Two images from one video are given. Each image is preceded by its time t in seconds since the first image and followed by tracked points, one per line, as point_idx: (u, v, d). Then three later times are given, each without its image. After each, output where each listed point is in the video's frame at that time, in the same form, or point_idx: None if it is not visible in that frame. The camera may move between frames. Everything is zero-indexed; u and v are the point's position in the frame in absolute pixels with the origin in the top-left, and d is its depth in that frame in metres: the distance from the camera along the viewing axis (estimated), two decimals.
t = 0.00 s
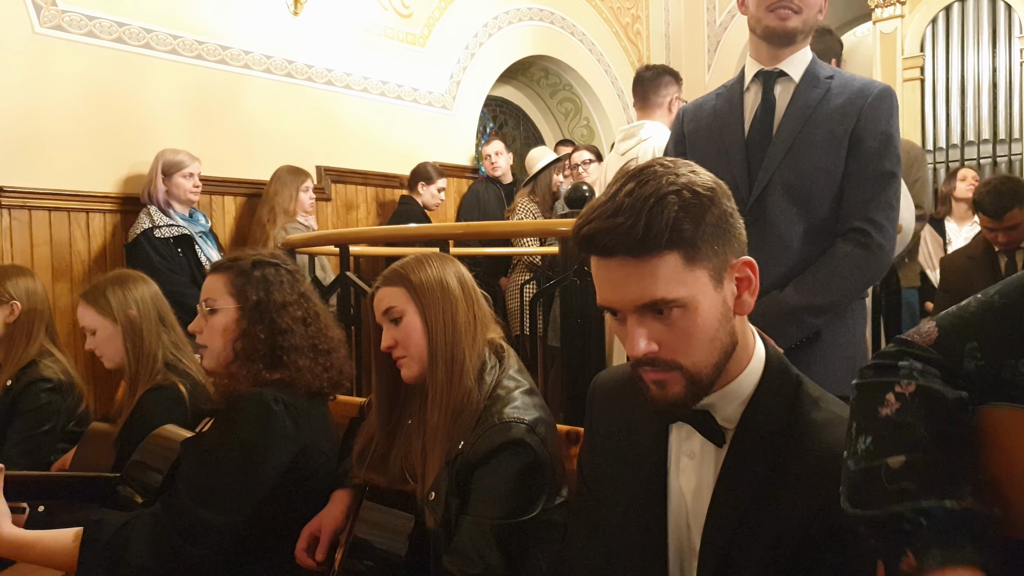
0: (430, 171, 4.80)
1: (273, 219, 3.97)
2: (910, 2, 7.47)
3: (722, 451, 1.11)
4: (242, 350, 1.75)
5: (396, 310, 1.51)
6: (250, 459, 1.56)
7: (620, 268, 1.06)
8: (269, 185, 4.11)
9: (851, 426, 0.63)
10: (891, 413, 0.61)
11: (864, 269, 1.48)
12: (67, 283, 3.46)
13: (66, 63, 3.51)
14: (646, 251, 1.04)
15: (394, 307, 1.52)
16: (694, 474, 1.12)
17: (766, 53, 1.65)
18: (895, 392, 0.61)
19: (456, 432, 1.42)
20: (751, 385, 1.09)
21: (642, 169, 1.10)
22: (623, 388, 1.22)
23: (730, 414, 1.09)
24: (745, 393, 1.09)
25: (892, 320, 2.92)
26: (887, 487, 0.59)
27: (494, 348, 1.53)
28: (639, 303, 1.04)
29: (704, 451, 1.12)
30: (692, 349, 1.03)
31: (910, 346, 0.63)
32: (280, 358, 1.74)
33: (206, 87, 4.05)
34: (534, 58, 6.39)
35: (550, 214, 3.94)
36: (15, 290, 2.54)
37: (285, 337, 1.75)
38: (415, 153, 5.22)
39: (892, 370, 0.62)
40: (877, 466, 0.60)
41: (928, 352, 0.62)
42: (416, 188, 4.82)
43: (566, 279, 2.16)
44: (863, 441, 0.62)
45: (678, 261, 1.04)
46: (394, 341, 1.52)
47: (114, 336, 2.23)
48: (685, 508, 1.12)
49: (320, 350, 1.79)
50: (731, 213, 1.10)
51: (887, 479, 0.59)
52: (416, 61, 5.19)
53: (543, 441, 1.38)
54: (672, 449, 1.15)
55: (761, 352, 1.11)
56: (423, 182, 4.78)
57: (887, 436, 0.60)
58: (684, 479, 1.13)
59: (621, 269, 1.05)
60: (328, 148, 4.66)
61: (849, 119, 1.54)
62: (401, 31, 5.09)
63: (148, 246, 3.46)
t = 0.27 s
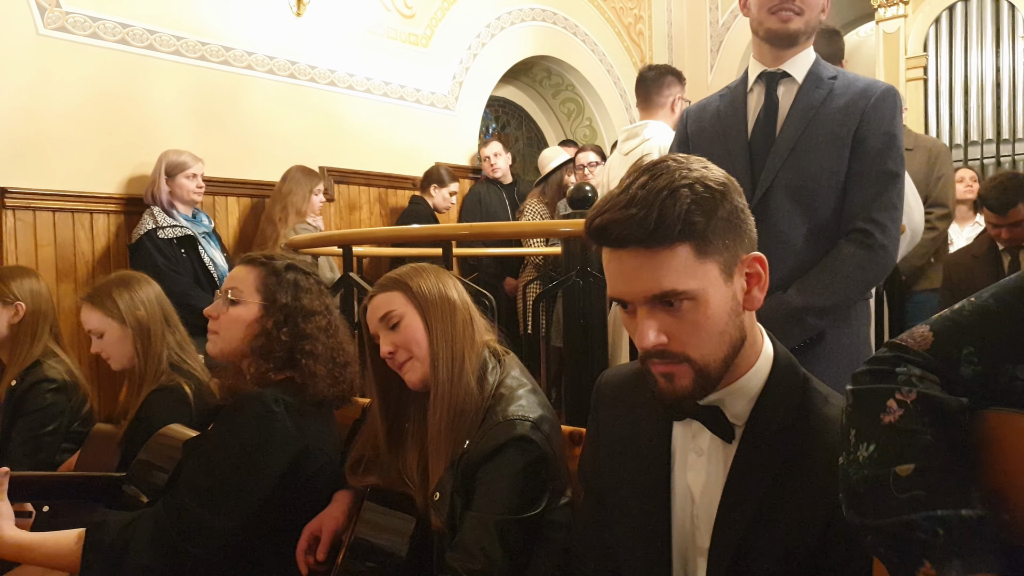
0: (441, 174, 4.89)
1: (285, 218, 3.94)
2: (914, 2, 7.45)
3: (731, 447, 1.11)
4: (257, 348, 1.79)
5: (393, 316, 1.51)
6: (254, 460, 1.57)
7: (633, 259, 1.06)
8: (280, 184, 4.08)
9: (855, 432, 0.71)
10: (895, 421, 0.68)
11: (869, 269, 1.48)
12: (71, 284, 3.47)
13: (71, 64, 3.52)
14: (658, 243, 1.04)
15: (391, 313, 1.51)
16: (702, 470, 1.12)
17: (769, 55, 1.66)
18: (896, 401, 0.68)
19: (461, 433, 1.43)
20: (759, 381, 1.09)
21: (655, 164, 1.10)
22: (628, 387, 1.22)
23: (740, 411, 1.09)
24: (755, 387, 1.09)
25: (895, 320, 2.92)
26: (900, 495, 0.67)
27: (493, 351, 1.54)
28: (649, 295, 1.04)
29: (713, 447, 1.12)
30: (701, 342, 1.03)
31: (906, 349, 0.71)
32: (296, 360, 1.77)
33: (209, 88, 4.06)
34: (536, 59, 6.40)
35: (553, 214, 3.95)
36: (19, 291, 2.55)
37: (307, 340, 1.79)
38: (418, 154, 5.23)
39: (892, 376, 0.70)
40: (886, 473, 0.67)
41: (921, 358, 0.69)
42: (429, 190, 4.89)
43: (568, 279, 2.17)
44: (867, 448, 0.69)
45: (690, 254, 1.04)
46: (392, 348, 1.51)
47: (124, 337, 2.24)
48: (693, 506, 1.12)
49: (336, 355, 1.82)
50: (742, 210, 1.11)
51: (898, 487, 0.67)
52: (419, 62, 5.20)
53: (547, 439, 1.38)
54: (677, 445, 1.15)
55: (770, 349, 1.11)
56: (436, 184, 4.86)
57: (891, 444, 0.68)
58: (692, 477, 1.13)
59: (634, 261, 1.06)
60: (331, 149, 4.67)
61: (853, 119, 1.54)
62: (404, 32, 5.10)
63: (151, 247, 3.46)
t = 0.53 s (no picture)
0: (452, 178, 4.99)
1: (299, 219, 3.93)
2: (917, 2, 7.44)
3: (736, 445, 1.12)
4: (267, 353, 1.83)
5: (392, 323, 1.53)
6: (260, 462, 1.58)
7: (641, 247, 1.07)
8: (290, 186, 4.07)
9: (841, 415, 0.74)
10: (878, 396, 0.72)
11: (869, 271, 1.49)
12: (76, 286, 3.49)
13: (76, 67, 3.54)
14: (667, 232, 1.05)
15: (390, 320, 1.53)
16: (708, 470, 1.14)
17: (770, 58, 1.66)
18: (880, 378, 0.73)
19: (458, 441, 1.43)
20: (763, 380, 1.11)
21: (667, 162, 1.12)
22: (632, 390, 1.24)
23: (745, 410, 1.11)
24: (759, 386, 1.10)
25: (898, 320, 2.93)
26: (886, 461, 0.68)
27: (491, 355, 1.55)
28: (656, 282, 1.05)
29: (717, 446, 1.13)
30: (704, 334, 1.04)
31: (886, 343, 0.75)
32: (308, 369, 1.83)
33: (213, 90, 4.07)
34: (539, 60, 6.41)
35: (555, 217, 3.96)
36: (27, 294, 2.57)
37: (319, 351, 1.83)
38: (420, 156, 5.24)
39: (875, 360, 0.74)
40: (873, 442, 0.69)
41: (903, 349, 0.73)
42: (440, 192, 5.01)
43: (569, 284, 2.17)
44: (853, 425, 0.72)
45: (697, 245, 1.05)
46: (392, 351, 1.53)
47: (135, 337, 2.28)
48: (699, 507, 1.13)
49: (337, 360, 1.85)
50: (749, 209, 1.12)
51: (884, 454, 0.68)
52: (422, 64, 5.21)
53: (546, 446, 1.39)
54: (682, 447, 1.16)
55: (773, 350, 1.12)
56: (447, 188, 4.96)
57: (873, 417, 0.71)
58: (698, 478, 1.14)
59: (643, 249, 1.06)
60: (334, 151, 4.68)
61: (854, 124, 1.55)
62: (406, 34, 5.11)
63: (155, 250, 3.47)
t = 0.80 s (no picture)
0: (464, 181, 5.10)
1: (311, 223, 3.94)
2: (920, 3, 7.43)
3: (744, 449, 1.12)
4: (270, 363, 1.84)
5: (404, 328, 1.53)
6: (266, 469, 1.59)
7: (654, 238, 1.09)
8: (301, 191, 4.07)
9: (842, 442, 0.75)
10: (882, 423, 0.72)
11: (872, 275, 1.49)
12: (82, 289, 3.51)
13: (81, 72, 3.55)
14: (681, 225, 1.07)
15: (403, 324, 1.53)
16: (714, 474, 1.13)
17: (772, 63, 1.67)
18: (881, 404, 0.73)
19: (466, 452, 1.44)
20: (770, 384, 1.11)
21: (686, 163, 1.15)
22: (638, 396, 1.24)
23: (753, 415, 1.11)
24: (766, 390, 1.11)
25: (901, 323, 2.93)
26: (900, 490, 0.70)
27: (501, 365, 1.55)
28: (666, 273, 1.07)
29: (725, 451, 1.13)
30: (712, 330, 1.05)
31: (879, 365, 0.75)
32: (315, 374, 1.84)
33: (217, 94, 4.08)
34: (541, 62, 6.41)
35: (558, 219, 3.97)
36: (32, 298, 2.59)
37: (320, 358, 1.85)
38: (423, 158, 5.25)
39: (871, 385, 0.74)
40: (886, 472, 0.70)
41: (898, 371, 0.73)
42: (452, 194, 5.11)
43: (572, 290, 2.16)
44: (862, 454, 0.73)
45: (710, 240, 1.07)
46: (401, 357, 1.53)
47: (144, 339, 2.30)
48: (706, 511, 1.13)
49: (338, 363, 1.87)
50: (764, 213, 1.13)
51: (897, 485, 0.70)
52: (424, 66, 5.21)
53: (553, 458, 1.39)
54: (687, 451, 1.17)
55: (780, 356, 1.12)
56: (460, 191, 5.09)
57: (882, 446, 0.72)
58: (705, 482, 1.14)
59: (657, 241, 1.08)
60: (337, 154, 4.69)
61: (859, 129, 1.55)
62: (409, 37, 5.11)
63: (161, 253, 3.48)
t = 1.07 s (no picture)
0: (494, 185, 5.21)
1: (334, 227, 3.92)
2: None
3: (773, 462, 1.07)
4: (288, 367, 1.81)
5: (427, 333, 1.49)
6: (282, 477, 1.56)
7: (691, 240, 1.06)
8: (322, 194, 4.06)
9: (873, 481, 0.71)
10: (920, 464, 0.69)
11: (901, 278, 1.44)
12: (105, 293, 3.57)
13: (104, 77, 3.59)
14: (717, 226, 1.04)
15: (426, 330, 1.49)
16: (743, 485, 1.08)
17: (789, 60, 1.64)
18: (915, 442, 0.70)
19: (487, 463, 1.41)
20: (801, 395, 1.07)
21: (723, 167, 1.12)
22: (663, 406, 1.20)
23: (784, 426, 1.06)
24: (797, 401, 1.06)
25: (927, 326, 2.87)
26: (943, 533, 0.68)
27: (522, 374, 1.52)
28: (701, 274, 1.04)
29: (755, 463, 1.08)
30: (746, 334, 1.01)
31: (910, 397, 0.72)
32: (332, 378, 1.82)
33: (233, 97, 4.08)
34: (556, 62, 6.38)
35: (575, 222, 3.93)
36: (59, 303, 2.62)
37: (336, 362, 1.83)
38: (439, 160, 5.24)
39: (902, 419, 0.71)
40: (926, 520, 0.69)
41: (929, 403, 0.71)
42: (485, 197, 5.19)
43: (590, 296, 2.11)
44: (896, 495, 0.70)
45: (746, 242, 1.03)
46: (423, 363, 1.50)
47: (167, 343, 2.30)
48: (734, 524, 1.08)
49: (354, 366, 1.85)
50: (801, 221, 1.09)
51: (941, 532, 0.68)
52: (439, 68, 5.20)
53: (575, 471, 1.36)
54: (715, 463, 1.12)
55: (810, 369, 1.08)
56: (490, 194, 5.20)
57: (920, 490, 0.69)
58: (732, 492, 1.09)
59: (692, 242, 1.05)
60: (352, 156, 4.68)
61: (886, 128, 1.51)
62: (423, 39, 5.10)
63: (185, 256, 3.51)
